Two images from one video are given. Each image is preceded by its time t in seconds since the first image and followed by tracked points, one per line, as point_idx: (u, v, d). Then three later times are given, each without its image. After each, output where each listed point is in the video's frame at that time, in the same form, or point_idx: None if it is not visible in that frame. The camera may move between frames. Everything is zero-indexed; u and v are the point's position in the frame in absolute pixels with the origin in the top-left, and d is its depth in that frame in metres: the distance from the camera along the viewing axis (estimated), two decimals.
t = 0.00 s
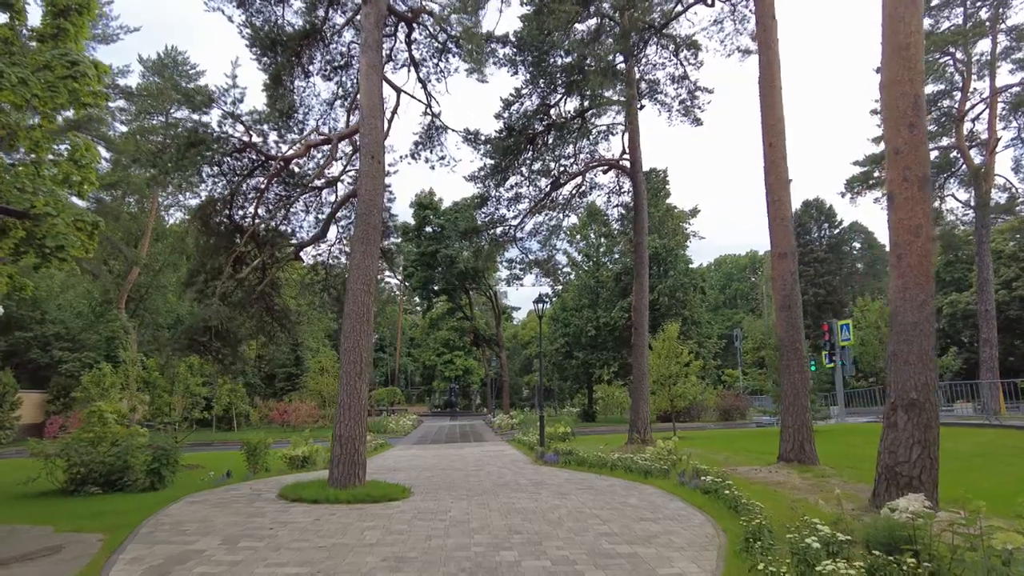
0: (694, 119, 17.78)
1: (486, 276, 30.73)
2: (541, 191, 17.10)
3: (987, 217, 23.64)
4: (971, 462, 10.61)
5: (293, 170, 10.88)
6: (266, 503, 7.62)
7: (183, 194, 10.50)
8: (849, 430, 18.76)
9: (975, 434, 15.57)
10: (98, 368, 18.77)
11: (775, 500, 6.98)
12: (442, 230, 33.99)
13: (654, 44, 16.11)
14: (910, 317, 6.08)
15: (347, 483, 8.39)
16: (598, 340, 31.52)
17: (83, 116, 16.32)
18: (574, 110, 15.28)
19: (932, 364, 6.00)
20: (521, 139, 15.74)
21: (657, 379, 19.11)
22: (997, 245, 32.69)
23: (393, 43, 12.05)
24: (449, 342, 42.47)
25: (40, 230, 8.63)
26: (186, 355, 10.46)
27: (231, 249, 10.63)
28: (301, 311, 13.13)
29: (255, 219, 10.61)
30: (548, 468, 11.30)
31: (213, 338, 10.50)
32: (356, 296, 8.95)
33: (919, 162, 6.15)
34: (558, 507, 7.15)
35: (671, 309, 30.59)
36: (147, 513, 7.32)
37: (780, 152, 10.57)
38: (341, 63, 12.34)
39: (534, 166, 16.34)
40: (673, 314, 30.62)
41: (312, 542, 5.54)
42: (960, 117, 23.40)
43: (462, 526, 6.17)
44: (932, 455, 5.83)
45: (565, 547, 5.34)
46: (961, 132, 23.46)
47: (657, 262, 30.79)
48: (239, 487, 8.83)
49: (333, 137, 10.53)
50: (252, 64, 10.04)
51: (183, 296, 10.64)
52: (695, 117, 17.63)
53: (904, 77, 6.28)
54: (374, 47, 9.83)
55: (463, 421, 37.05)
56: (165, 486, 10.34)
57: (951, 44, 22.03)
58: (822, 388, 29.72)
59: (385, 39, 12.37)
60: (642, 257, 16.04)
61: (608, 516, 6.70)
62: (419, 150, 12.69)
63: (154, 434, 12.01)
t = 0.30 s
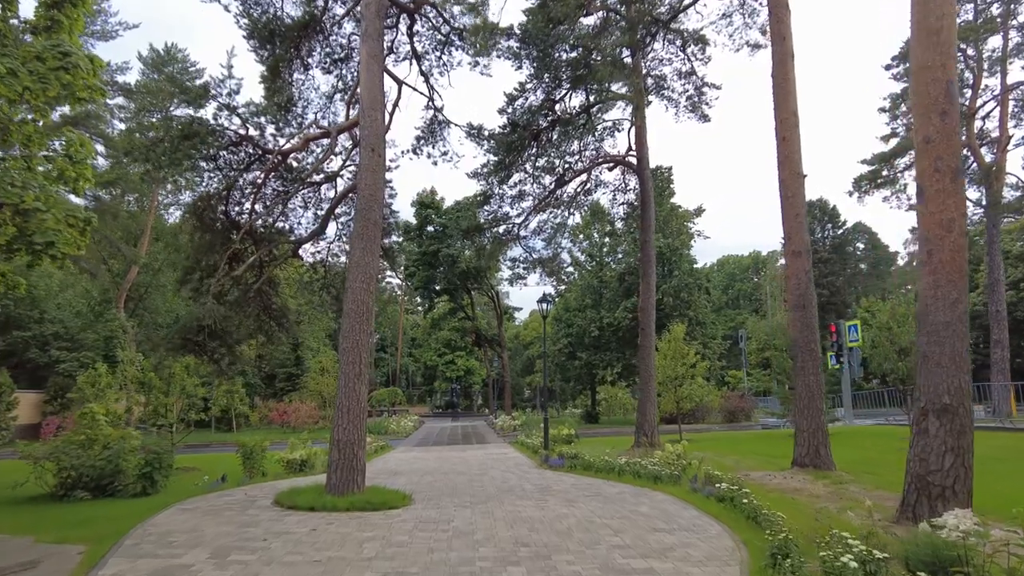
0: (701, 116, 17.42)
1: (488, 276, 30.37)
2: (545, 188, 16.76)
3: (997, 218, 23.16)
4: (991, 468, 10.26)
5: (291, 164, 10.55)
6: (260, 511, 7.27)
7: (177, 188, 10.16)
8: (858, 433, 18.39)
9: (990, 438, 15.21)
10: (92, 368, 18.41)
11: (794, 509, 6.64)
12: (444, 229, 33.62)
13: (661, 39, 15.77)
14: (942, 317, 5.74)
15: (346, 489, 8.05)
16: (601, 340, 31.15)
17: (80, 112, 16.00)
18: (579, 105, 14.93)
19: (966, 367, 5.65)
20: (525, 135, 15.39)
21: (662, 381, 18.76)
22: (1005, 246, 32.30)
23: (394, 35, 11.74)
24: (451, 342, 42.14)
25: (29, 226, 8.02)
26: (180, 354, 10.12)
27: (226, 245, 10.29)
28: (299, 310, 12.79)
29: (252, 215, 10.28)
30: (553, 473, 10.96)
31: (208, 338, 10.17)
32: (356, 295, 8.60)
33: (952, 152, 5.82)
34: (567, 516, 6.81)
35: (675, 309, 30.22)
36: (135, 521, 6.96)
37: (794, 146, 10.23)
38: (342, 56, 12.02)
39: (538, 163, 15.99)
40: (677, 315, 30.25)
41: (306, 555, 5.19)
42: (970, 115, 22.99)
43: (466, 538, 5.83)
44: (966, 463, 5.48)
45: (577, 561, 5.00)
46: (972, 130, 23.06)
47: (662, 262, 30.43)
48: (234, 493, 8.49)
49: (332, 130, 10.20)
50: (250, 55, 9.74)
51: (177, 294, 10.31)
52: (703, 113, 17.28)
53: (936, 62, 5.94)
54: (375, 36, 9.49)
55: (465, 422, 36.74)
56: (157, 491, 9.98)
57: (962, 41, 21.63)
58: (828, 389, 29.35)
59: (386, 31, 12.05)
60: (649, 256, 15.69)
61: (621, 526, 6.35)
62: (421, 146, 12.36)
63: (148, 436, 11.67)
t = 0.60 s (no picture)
0: (707, 109, 17.04)
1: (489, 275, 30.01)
2: (547, 183, 16.41)
3: (1005, 214, 22.68)
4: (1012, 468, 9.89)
5: (286, 155, 10.22)
6: (251, 514, 6.94)
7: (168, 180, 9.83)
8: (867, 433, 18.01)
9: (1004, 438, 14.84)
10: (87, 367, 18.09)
11: (812, 512, 6.30)
12: (445, 227, 33.27)
13: (666, 30, 15.41)
14: (973, 309, 5.39)
15: (341, 491, 7.70)
16: (604, 340, 30.79)
17: (75, 107, 15.73)
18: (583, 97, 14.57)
19: (999, 363, 5.30)
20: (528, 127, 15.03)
21: (667, 380, 18.40)
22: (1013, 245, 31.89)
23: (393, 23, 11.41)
24: (452, 341, 41.81)
25: (13, 218, 7.38)
26: (170, 351, 9.77)
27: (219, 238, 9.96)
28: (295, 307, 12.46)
29: (246, 207, 9.95)
30: (557, 474, 10.61)
31: (199, 334, 9.82)
32: (352, 288, 8.27)
33: (983, 133, 5.50)
34: (572, 519, 6.47)
35: (679, 308, 29.87)
36: (120, 525, 6.61)
37: (806, 136, 9.89)
38: (339, 45, 11.68)
39: (540, 157, 15.62)
40: (681, 314, 29.88)
41: (295, 562, 4.85)
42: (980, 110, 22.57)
43: (466, 544, 5.48)
44: (1000, 465, 5.14)
45: (585, 570, 4.65)
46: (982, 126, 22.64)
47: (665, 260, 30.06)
48: (225, 495, 8.15)
49: (328, 119, 9.87)
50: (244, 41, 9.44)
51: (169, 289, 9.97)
52: (709, 107, 16.92)
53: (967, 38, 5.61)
54: (372, 21, 9.14)
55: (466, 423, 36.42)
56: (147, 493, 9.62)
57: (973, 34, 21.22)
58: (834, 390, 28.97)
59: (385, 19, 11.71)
60: (654, 252, 15.33)
61: (630, 531, 6.00)
62: (421, 137, 12.01)
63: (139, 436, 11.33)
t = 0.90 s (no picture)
0: (715, 104, 16.64)
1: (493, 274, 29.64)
2: (551, 179, 16.03)
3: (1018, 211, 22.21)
4: None
5: (281, 149, 9.88)
6: (242, 523, 6.57)
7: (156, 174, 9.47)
8: (879, 434, 17.58)
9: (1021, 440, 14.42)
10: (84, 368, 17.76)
11: (836, 522, 5.93)
12: (448, 226, 32.92)
13: (675, 22, 15.03)
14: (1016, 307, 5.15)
15: (336, 499, 7.35)
16: (609, 339, 30.41)
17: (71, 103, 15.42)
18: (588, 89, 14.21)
19: None
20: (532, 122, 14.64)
21: (673, 381, 18.03)
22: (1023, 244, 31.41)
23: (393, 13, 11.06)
24: (454, 341, 41.58)
25: None
26: (161, 351, 9.41)
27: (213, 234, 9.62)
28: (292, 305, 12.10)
29: (240, 201, 9.59)
30: (563, 479, 10.24)
31: (191, 333, 9.46)
32: (348, 285, 7.94)
33: None
34: (581, 529, 6.11)
35: (684, 308, 29.49)
36: (103, 536, 6.24)
37: (822, 127, 9.51)
38: (337, 37, 11.32)
39: (544, 152, 15.23)
40: (687, 313, 29.50)
41: None
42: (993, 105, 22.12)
43: (469, 557, 5.13)
44: None
45: None
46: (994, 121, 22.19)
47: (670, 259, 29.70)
48: (216, 502, 7.78)
49: (324, 110, 9.53)
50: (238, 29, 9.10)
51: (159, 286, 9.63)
52: (716, 101, 16.52)
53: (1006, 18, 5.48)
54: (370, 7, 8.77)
55: (469, 424, 35.95)
56: (137, 499, 9.25)
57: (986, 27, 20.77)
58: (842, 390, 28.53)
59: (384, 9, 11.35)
60: (662, 249, 14.94)
61: (645, 542, 5.64)
62: (421, 131, 11.65)
63: (130, 439, 10.98)
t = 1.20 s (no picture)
0: (726, 96, 16.26)
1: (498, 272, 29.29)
2: (559, 174, 15.68)
3: None
4: None
5: (281, 140, 9.57)
6: (239, 529, 6.26)
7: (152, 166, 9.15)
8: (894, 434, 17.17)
9: None
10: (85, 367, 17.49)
11: (866, 529, 5.59)
12: (453, 224, 32.60)
13: (685, 12, 14.66)
14: None
15: (338, 503, 7.03)
16: (616, 338, 30.04)
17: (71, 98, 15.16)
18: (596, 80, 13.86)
19: None
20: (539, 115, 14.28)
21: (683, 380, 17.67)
22: None
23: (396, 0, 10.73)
24: (459, 340, 41.31)
25: None
26: (156, 348, 9.08)
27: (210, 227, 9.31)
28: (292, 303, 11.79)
29: (238, 193, 9.28)
30: (572, 481, 9.92)
31: (188, 330, 9.11)
32: (349, 279, 7.62)
33: None
34: (595, 536, 5.78)
35: (692, 306, 29.09)
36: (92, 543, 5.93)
37: (842, 115, 9.14)
38: (339, 25, 10.99)
39: (551, 145, 14.88)
40: (695, 312, 29.10)
41: None
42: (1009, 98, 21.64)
43: (477, 566, 4.80)
44: None
45: None
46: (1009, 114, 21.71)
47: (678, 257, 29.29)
48: (213, 505, 7.46)
49: (325, 99, 9.21)
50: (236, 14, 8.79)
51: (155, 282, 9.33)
52: (727, 93, 16.14)
53: None
54: None
55: (475, 423, 35.64)
56: (132, 502, 8.93)
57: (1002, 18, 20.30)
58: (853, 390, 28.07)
59: None
60: (673, 245, 14.58)
61: (664, 550, 5.30)
62: (425, 122, 11.32)
63: (127, 439, 10.68)
